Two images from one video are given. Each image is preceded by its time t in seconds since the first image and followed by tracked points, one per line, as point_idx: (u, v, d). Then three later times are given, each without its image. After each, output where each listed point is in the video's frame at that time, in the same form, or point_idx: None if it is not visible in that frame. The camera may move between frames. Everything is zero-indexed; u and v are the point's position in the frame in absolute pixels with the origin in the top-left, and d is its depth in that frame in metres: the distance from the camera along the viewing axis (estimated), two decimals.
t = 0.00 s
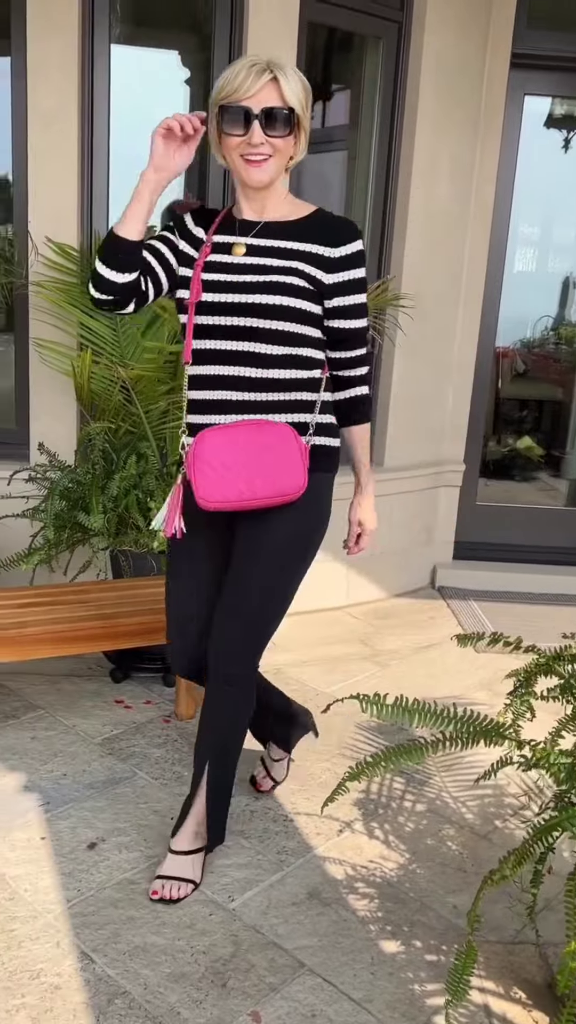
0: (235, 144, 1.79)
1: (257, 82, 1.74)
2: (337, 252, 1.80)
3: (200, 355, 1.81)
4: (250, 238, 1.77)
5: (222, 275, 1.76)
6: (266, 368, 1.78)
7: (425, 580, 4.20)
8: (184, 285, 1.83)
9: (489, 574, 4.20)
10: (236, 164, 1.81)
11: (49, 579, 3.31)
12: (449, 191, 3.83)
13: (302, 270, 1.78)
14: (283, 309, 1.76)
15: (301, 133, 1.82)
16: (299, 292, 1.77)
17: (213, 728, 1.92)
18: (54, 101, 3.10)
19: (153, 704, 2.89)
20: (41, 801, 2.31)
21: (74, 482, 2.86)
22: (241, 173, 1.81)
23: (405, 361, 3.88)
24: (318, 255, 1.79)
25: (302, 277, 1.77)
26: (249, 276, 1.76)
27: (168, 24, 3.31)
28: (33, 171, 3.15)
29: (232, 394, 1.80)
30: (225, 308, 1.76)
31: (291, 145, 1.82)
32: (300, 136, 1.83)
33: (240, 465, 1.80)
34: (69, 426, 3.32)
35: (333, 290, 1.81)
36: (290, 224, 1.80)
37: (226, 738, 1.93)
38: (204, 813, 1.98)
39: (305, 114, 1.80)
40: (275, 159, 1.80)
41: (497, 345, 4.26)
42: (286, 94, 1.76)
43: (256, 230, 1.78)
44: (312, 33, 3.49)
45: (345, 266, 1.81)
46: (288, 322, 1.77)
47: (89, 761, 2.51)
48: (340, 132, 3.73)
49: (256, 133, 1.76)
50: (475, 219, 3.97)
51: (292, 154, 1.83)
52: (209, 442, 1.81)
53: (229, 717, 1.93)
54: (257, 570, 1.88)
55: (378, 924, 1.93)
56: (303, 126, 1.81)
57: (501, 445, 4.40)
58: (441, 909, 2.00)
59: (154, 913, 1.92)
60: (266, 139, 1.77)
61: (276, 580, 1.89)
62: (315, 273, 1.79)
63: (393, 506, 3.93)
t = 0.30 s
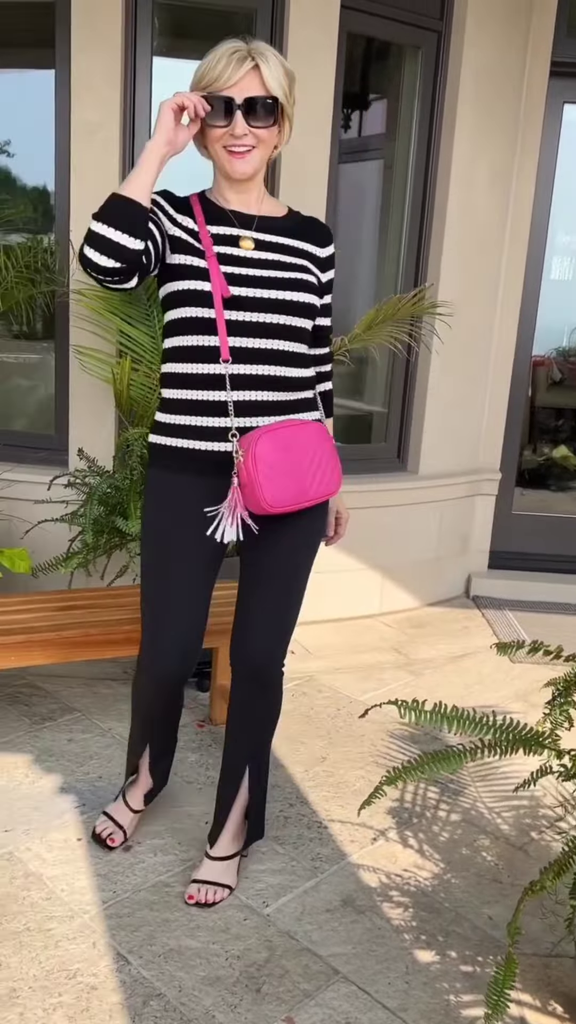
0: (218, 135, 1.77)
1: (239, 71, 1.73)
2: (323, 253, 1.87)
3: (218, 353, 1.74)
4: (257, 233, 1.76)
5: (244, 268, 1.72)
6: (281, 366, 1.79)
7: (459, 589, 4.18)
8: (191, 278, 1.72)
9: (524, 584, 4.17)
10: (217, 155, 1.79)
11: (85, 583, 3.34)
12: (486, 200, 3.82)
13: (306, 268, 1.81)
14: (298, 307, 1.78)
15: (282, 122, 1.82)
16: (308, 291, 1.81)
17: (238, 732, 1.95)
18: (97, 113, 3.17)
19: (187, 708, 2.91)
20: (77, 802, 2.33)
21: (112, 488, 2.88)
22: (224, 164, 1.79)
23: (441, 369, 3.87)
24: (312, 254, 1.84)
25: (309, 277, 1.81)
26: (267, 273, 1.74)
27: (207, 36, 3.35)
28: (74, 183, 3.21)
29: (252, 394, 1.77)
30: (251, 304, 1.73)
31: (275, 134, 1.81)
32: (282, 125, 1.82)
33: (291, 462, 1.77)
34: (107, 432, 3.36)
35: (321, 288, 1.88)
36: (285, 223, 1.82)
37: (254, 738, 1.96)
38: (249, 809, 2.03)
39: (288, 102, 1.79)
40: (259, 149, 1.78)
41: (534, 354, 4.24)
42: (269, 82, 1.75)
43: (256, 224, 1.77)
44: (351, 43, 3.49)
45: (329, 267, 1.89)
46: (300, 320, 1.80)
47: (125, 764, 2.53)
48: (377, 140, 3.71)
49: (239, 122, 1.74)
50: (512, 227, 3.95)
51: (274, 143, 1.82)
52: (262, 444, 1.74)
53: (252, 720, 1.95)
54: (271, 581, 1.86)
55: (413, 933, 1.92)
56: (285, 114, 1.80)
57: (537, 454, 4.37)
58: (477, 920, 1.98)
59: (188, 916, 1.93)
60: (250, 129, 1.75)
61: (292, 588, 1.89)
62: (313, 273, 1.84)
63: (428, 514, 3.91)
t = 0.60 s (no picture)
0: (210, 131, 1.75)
1: (236, 69, 1.70)
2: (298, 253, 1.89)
3: (223, 356, 1.74)
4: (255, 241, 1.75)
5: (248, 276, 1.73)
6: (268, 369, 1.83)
7: (486, 596, 4.16)
8: (197, 285, 1.69)
9: (551, 591, 4.14)
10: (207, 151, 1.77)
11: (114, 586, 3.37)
12: (515, 206, 3.81)
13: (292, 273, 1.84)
14: (289, 314, 1.82)
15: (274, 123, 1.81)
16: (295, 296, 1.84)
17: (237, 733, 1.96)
18: (128, 121, 3.20)
19: (213, 712, 2.92)
20: (104, 804, 2.35)
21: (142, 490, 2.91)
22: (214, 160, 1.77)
23: (469, 374, 3.86)
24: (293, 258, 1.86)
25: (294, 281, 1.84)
26: (265, 282, 1.76)
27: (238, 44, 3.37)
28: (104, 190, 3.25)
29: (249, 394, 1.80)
30: (253, 313, 1.75)
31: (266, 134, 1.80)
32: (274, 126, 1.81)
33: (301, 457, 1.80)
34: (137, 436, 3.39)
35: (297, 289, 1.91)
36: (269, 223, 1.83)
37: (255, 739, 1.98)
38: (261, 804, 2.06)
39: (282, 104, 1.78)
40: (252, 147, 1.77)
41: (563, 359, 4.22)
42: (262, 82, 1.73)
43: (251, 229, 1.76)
44: (380, 49, 3.50)
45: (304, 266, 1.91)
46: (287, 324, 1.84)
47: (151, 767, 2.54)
48: (404, 146, 3.73)
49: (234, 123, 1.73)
50: (541, 232, 3.94)
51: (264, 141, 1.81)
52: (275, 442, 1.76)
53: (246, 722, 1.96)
54: (253, 582, 1.87)
55: (439, 941, 1.91)
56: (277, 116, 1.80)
57: (565, 461, 4.34)
58: (503, 929, 1.97)
59: (214, 919, 1.93)
60: (243, 128, 1.74)
61: (275, 588, 1.90)
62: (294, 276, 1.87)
63: (454, 520, 3.90)
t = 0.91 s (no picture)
0: (211, 142, 1.74)
1: (241, 82, 1.71)
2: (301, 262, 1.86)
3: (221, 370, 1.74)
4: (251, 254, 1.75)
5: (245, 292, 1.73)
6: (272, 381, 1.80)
7: (506, 602, 4.14)
8: (191, 301, 1.71)
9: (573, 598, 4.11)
10: (207, 164, 1.76)
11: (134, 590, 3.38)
12: (537, 210, 3.79)
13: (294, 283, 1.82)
14: (290, 325, 1.79)
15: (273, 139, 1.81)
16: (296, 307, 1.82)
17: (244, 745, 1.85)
18: (151, 125, 3.21)
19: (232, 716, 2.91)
20: (124, 807, 2.35)
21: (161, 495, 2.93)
22: (214, 172, 1.76)
23: (491, 377, 3.84)
24: (294, 269, 1.83)
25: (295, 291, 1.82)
26: (261, 296, 1.75)
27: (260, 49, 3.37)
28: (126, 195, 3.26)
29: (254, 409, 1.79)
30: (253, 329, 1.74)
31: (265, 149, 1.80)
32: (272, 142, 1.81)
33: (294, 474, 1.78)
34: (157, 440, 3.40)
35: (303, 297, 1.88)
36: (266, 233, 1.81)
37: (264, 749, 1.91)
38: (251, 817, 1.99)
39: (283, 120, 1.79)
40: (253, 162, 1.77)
41: None
42: (266, 99, 1.74)
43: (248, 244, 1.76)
44: (403, 53, 3.49)
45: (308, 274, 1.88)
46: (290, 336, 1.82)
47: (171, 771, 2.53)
48: (425, 150, 3.71)
49: (237, 138, 1.73)
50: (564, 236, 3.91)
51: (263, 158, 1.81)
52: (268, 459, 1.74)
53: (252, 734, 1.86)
54: (251, 573, 1.81)
55: (461, 950, 1.90)
56: (277, 132, 1.80)
57: None
58: (525, 939, 1.95)
59: (235, 925, 1.93)
60: (246, 140, 1.74)
61: (275, 589, 1.83)
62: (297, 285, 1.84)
63: (475, 525, 3.88)
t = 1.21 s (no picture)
0: (214, 146, 1.73)
1: (246, 87, 1.70)
2: (317, 260, 1.78)
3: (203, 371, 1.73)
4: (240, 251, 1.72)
5: (230, 289, 1.70)
6: (265, 382, 1.75)
7: (520, 604, 4.11)
8: (176, 301, 1.74)
9: None
10: (210, 168, 1.75)
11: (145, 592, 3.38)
12: (552, 211, 3.77)
13: (297, 282, 1.75)
14: (284, 324, 1.73)
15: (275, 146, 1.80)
16: (297, 308, 1.75)
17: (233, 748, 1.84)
18: (165, 127, 3.21)
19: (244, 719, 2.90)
20: (135, 810, 2.34)
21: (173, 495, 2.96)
22: (216, 176, 1.75)
23: (505, 378, 3.81)
24: (304, 266, 1.76)
25: (297, 290, 1.75)
26: (250, 293, 1.71)
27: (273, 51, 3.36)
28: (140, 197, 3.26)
29: (245, 410, 1.75)
30: (236, 327, 1.71)
31: (267, 155, 1.79)
32: (275, 149, 1.80)
33: (284, 480, 1.72)
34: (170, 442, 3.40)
35: (318, 297, 1.80)
36: (276, 230, 1.76)
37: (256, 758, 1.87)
38: (245, 828, 1.92)
39: (286, 127, 1.78)
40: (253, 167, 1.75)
41: None
42: (269, 105, 1.72)
43: (245, 239, 1.73)
44: (417, 53, 3.48)
45: (326, 273, 1.80)
46: (290, 337, 1.75)
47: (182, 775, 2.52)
48: (439, 151, 3.70)
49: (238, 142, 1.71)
50: None
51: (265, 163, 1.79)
52: (256, 462, 1.71)
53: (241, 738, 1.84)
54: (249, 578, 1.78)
55: (474, 957, 1.88)
56: (280, 139, 1.79)
57: None
58: (539, 947, 1.93)
59: (246, 930, 1.91)
60: (248, 145, 1.73)
61: (272, 593, 1.80)
62: (304, 284, 1.76)
63: (489, 527, 3.86)
